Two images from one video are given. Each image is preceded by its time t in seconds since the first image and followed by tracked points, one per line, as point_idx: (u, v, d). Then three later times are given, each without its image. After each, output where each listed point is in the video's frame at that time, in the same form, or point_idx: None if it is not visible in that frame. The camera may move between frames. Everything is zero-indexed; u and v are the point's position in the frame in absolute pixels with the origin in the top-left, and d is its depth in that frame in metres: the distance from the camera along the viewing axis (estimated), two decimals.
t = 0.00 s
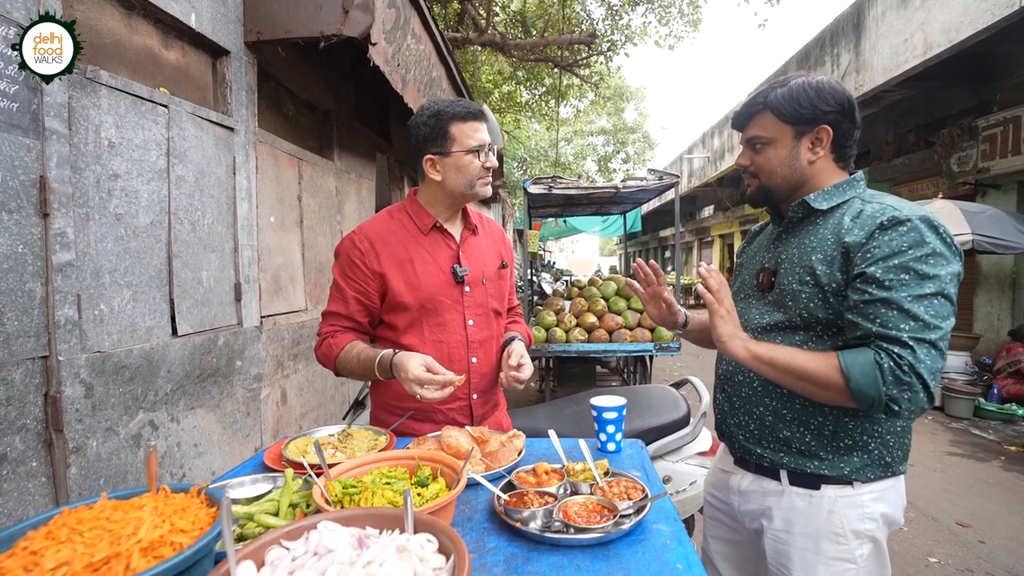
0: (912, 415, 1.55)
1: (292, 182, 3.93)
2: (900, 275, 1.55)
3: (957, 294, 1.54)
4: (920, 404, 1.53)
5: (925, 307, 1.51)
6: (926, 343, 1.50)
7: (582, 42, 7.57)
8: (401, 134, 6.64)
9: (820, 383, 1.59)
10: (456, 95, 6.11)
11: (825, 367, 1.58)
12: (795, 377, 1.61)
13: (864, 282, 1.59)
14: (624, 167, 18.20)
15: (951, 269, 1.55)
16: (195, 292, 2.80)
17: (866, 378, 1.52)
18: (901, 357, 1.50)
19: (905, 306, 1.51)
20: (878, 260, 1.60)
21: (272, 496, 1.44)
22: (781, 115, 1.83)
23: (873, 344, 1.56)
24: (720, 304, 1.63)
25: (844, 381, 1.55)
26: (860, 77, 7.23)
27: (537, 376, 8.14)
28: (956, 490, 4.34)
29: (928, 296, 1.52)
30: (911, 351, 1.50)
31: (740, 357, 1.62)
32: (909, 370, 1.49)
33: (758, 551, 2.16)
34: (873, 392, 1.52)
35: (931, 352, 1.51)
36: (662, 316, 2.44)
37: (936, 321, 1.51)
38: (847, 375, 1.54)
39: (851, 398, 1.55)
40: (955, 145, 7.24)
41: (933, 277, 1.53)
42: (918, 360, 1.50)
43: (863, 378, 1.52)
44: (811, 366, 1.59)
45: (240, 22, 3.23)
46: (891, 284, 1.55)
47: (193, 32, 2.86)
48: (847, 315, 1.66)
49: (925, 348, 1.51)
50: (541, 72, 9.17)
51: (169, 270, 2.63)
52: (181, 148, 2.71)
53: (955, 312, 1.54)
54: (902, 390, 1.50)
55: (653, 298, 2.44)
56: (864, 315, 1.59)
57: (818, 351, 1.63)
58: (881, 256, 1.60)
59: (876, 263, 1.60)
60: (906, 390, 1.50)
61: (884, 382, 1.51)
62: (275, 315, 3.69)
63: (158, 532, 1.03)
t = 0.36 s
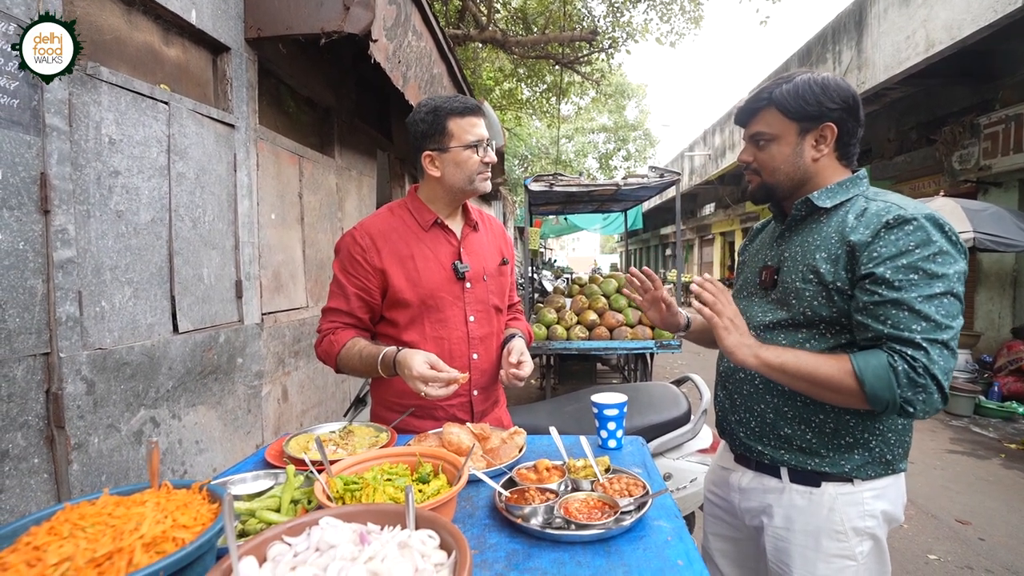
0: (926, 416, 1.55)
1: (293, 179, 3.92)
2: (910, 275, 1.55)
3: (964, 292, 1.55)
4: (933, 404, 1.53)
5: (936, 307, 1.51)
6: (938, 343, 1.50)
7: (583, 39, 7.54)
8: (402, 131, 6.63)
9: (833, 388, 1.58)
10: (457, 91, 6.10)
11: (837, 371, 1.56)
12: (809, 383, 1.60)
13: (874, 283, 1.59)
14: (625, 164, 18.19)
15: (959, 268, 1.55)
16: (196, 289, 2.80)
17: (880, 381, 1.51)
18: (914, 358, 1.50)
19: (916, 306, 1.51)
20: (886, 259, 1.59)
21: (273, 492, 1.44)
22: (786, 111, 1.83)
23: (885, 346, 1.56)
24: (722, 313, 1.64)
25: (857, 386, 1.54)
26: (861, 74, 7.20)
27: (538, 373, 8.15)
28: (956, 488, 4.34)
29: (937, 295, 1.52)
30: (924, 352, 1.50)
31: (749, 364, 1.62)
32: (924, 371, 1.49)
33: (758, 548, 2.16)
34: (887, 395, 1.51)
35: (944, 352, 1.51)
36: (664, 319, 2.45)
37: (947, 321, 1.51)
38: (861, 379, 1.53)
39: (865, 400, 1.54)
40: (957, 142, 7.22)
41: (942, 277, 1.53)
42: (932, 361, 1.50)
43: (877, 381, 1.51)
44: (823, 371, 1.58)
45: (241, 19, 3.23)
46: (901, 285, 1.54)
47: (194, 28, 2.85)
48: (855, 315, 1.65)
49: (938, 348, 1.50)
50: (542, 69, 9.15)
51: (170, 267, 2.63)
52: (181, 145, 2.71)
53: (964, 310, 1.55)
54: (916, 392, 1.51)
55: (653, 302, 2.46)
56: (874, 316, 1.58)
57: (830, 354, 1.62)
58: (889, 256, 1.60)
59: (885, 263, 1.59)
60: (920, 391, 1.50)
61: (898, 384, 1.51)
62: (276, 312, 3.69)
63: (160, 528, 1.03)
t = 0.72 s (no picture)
0: (942, 410, 1.50)
1: (294, 179, 3.93)
2: (923, 270, 1.53)
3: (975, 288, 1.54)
4: (952, 398, 1.49)
5: (952, 301, 1.49)
6: (956, 335, 1.47)
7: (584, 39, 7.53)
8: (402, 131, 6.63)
9: (857, 373, 1.46)
10: (458, 91, 6.09)
11: (864, 354, 1.45)
12: (833, 366, 1.48)
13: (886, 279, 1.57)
14: (626, 164, 18.18)
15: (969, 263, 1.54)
16: (197, 289, 2.81)
17: (908, 368, 1.43)
18: (937, 349, 1.46)
19: (933, 299, 1.48)
20: (897, 256, 1.58)
21: (274, 492, 1.44)
22: (789, 114, 1.83)
23: (906, 334, 1.51)
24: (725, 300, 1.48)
25: (886, 370, 1.44)
26: (862, 75, 7.19)
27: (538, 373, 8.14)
28: (957, 488, 4.34)
29: (952, 289, 1.50)
30: (946, 344, 1.46)
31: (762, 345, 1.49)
32: (947, 363, 1.45)
33: (757, 547, 2.16)
34: (914, 381, 1.44)
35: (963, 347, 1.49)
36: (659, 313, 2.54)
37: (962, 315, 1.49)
38: (890, 364, 1.44)
39: (887, 389, 1.46)
40: (958, 142, 7.20)
41: (954, 272, 1.52)
42: (958, 352, 1.46)
43: (905, 368, 1.43)
44: (850, 353, 1.46)
45: (242, 19, 3.23)
46: (916, 280, 1.52)
47: (196, 29, 2.85)
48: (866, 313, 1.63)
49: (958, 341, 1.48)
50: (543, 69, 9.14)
51: (171, 267, 2.63)
52: (183, 145, 2.71)
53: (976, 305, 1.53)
54: (941, 382, 1.45)
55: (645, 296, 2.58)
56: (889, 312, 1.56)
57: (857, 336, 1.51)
58: (900, 253, 1.58)
59: (896, 260, 1.57)
60: (945, 382, 1.45)
61: (927, 371, 1.44)
62: (277, 312, 3.69)
63: (160, 528, 1.03)
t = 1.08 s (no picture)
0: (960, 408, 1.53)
1: (295, 179, 3.93)
2: (933, 269, 1.53)
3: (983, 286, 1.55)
4: (968, 396, 1.50)
5: (961, 300, 1.50)
6: (968, 334, 1.48)
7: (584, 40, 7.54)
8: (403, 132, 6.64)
9: (867, 376, 1.51)
10: (459, 92, 6.10)
11: (875, 358, 1.49)
12: (845, 371, 1.52)
13: (897, 278, 1.57)
14: (626, 165, 18.18)
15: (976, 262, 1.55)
16: (198, 289, 2.81)
17: (920, 368, 1.46)
18: (950, 349, 1.47)
19: (945, 299, 1.49)
20: (906, 255, 1.58)
21: (274, 492, 1.45)
22: (787, 115, 1.83)
23: (920, 336, 1.52)
24: (736, 309, 1.53)
25: (895, 374, 1.48)
26: (862, 75, 7.19)
27: (539, 374, 8.14)
28: (958, 489, 4.33)
29: (961, 289, 1.51)
30: (959, 344, 1.48)
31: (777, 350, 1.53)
32: (960, 362, 1.47)
33: (762, 549, 2.16)
34: (926, 382, 1.45)
35: (977, 345, 1.49)
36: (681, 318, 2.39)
37: (974, 314, 1.50)
38: (900, 366, 1.47)
39: (899, 390, 1.49)
40: (959, 143, 7.20)
41: (962, 271, 1.52)
42: (969, 352, 1.48)
43: (917, 368, 1.46)
44: (861, 356, 1.50)
45: (244, 20, 3.23)
46: (927, 279, 1.53)
47: (197, 30, 2.86)
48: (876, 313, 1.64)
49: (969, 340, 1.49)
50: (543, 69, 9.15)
51: (172, 267, 2.63)
52: (184, 145, 2.72)
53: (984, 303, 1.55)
54: (953, 380, 1.47)
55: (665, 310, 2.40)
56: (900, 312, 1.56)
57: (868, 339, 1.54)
58: (908, 252, 1.58)
59: (905, 259, 1.57)
60: (958, 380, 1.47)
61: (938, 373, 1.46)
62: (277, 312, 3.69)
63: (161, 528, 1.03)
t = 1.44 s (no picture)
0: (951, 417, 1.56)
1: (296, 181, 3.94)
2: (927, 277, 1.54)
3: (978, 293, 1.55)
4: (959, 406, 1.54)
5: (954, 309, 1.51)
6: (958, 344, 1.50)
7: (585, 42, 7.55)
8: (405, 134, 6.65)
9: (854, 396, 1.58)
10: (459, 94, 6.11)
11: (860, 379, 1.56)
12: (832, 392, 1.60)
13: (890, 285, 1.57)
14: (627, 167, 18.20)
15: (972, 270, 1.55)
16: (199, 291, 2.82)
17: (905, 385, 1.50)
18: (939, 361, 1.49)
19: (935, 309, 1.51)
20: (901, 261, 1.58)
21: (275, 494, 1.45)
22: (785, 117, 1.84)
23: (906, 349, 1.55)
24: (723, 342, 1.63)
25: (881, 392, 1.54)
26: (863, 77, 7.20)
27: (540, 376, 8.13)
28: (959, 491, 4.33)
29: (954, 297, 1.52)
30: (949, 355, 1.49)
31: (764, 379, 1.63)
32: (950, 373, 1.49)
33: (759, 551, 2.16)
34: (913, 399, 1.50)
35: (967, 354, 1.51)
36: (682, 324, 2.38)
37: (966, 322, 1.51)
38: (886, 385, 1.53)
39: (891, 405, 1.54)
40: (960, 145, 7.21)
41: (956, 279, 1.53)
42: (957, 363, 1.49)
43: (902, 385, 1.51)
44: (846, 378, 1.57)
45: (245, 23, 3.24)
46: (920, 286, 1.54)
47: (199, 32, 2.87)
48: (870, 319, 1.64)
49: (960, 349, 1.50)
50: (544, 72, 9.16)
51: (173, 269, 2.64)
52: (186, 148, 2.72)
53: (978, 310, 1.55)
54: (941, 393, 1.50)
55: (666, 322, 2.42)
56: (893, 319, 1.57)
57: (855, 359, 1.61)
58: (904, 258, 1.58)
59: (900, 265, 1.58)
60: (946, 392, 1.49)
61: (924, 387, 1.49)
62: (278, 314, 3.70)
63: (162, 530, 1.04)
